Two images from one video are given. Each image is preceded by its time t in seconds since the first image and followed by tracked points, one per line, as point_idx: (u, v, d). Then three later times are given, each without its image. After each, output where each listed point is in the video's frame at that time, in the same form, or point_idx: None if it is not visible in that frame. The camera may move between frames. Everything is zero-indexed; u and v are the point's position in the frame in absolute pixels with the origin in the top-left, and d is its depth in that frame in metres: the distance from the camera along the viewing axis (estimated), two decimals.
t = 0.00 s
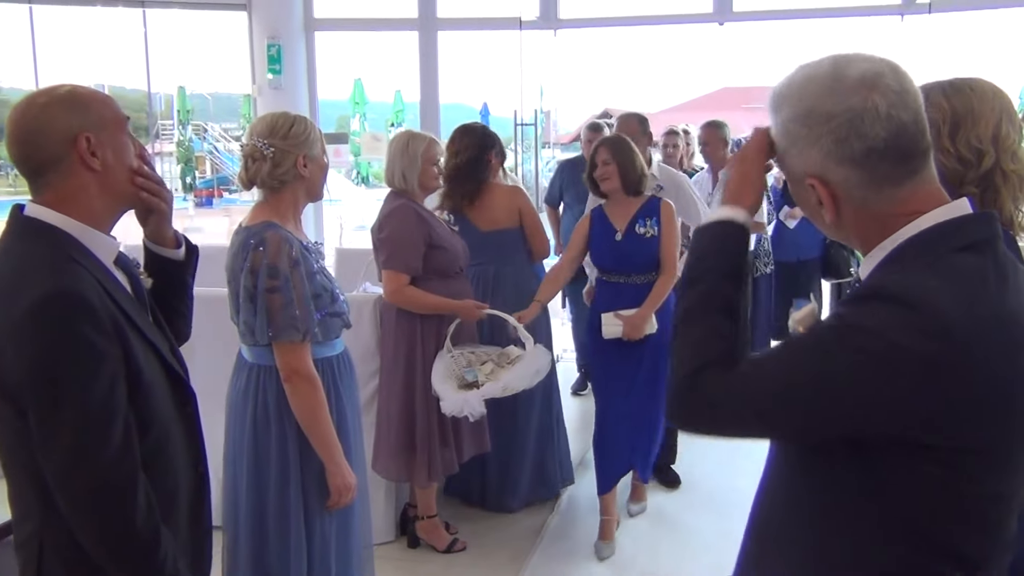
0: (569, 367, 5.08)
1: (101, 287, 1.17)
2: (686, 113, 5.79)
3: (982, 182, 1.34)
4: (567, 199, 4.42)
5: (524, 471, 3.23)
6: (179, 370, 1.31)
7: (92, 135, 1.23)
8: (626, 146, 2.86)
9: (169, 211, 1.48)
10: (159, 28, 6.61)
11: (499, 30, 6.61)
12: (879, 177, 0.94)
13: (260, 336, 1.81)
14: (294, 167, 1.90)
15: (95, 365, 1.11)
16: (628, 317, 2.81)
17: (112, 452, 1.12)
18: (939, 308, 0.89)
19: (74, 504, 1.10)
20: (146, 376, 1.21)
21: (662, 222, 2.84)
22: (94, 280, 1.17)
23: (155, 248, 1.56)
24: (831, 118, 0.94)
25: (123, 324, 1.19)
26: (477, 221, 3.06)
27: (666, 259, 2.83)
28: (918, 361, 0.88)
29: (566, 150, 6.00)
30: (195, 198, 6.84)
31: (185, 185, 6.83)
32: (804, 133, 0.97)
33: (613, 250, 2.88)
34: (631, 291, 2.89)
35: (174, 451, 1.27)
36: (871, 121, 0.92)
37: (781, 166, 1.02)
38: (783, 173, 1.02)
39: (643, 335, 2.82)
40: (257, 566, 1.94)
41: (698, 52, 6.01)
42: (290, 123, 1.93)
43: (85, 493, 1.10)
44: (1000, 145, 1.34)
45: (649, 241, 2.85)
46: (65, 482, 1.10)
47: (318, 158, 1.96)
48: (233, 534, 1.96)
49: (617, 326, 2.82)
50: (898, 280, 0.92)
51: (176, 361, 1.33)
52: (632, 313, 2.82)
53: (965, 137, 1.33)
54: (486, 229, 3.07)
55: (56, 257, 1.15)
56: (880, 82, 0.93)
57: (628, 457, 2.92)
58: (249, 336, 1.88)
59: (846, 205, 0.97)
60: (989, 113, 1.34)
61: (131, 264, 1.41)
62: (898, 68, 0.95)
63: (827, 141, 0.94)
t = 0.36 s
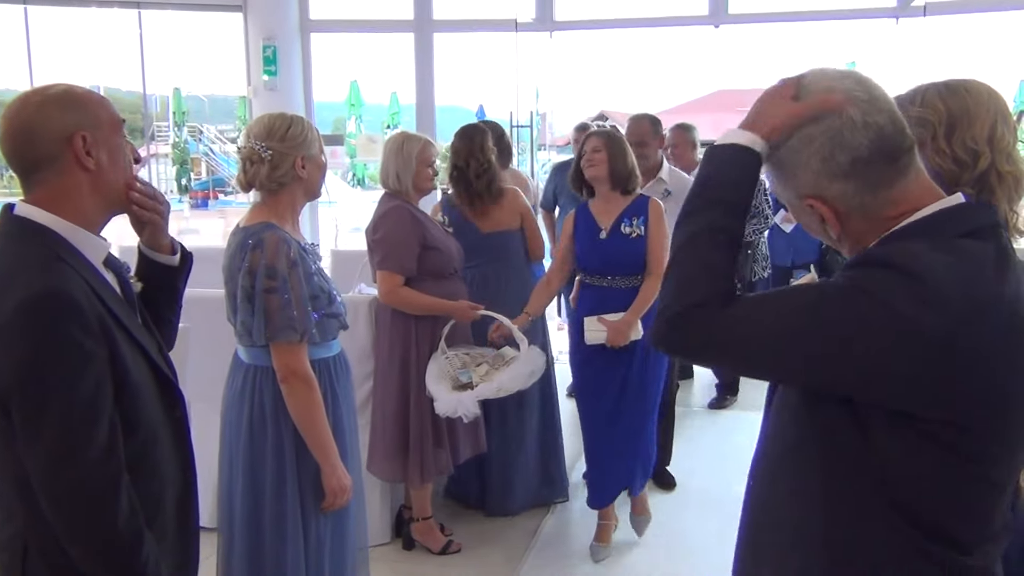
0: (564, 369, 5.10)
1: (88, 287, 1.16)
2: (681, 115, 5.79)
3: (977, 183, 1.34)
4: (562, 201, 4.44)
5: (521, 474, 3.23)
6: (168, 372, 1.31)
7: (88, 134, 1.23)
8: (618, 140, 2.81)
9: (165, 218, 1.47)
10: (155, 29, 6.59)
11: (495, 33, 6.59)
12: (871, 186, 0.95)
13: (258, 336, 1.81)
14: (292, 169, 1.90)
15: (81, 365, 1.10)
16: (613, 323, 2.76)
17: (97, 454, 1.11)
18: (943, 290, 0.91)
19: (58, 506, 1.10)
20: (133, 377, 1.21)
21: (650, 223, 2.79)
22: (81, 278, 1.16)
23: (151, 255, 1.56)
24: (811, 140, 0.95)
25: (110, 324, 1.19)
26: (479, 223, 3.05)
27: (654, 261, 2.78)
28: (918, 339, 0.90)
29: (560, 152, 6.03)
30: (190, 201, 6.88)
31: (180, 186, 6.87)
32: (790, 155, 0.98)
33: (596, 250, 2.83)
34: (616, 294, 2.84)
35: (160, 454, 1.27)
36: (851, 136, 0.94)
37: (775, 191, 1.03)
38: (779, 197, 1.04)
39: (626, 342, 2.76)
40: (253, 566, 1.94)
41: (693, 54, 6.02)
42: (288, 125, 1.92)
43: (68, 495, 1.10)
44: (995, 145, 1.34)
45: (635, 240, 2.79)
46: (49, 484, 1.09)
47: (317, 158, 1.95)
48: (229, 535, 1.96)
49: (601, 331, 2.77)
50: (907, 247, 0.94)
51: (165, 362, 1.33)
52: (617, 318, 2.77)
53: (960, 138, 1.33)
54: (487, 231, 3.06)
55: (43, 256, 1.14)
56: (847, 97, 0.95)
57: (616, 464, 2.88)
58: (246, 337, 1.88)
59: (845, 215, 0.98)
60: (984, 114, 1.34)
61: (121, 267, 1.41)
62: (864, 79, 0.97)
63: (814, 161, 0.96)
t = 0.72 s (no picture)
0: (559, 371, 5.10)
1: (82, 289, 1.16)
2: (676, 118, 5.80)
3: (975, 185, 1.35)
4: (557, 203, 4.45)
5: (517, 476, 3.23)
6: (162, 376, 1.31)
7: (91, 139, 1.23)
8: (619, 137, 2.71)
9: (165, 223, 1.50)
10: (150, 31, 6.61)
11: (490, 35, 6.61)
12: (909, 167, 0.94)
13: (257, 339, 1.82)
14: (299, 184, 1.90)
15: (76, 366, 1.10)
16: (607, 333, 2.65)
17: (91, 457, 1.11)
18: (959, 297, 0.91)
19: (53, 508, 1.10)
20: (128, 380, 1.21)
21: (643, 227, 2.66)
22: (75, 279, 1.16)
23: (140, 258, 1.56)
24: (857, 112, 0.94)
25: (105, 327, 1.18)
26: (483, 222, 3.04)
27: (649, 266, 2.65)
28: (917, 348, 0.90)
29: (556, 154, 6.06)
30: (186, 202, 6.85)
31: (175, 188, 6.83)
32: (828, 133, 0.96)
33: (587, 255, 2.73)
34: (611, 302, 2.73)
35: (155, 457, 1.27)
36: (898, 113, 0.93)
37: (798, 174, 1.00)
38: (800, 182, 1.01)
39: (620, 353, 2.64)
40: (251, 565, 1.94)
41: (688, 57, 6.03)
42: (300, 138, 1.91)
43: (63, 497, 1.09)
44: (993, 147, 1.35)
45: (626, 245, 2.67)
46: (44, 486, 1.09)
47: (325, 170, 1.95)
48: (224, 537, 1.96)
49: (593, 341, 2.67)
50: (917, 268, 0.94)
51: (159, 365, 1.32)
52: (613, 328, 2.65)
53: (959, 140, 1.34)
54: (491, 230, 3.05)
55: (38, 258, 1.14)
56: (895, 79, 0.95)
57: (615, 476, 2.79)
58: (243, 338, 1.88)
59: (877, 200, 0.96)
60: (983, 116, 1.34)
61: (116, 269, 1.41)
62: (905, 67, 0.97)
63: (858, 138, 0.94)
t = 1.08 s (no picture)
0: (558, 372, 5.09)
1: (77, 289, 1.16)
2: (674, 119, 5.80)
3: (974, 186, 1.36)
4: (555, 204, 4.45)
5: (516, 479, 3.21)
6: (158, 376, 1.30)
7: (93, 149, 1.24)
8: (624, 137, 2.66)
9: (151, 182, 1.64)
10: (148, 32, 6.61)
11: (489, 36, 6.61)
12: (921, 154, 0.95)
13: (242, 338, 1.81)
14: (312, 197, 1.91)
15: (72, 365, 1.10)
16: (617, 350, 2.57)
17: (87, 458, 1.11)
18: (932, 302, 0.92)
19: (49, 509, 1.10)
20: (123, 380, 1.21)
21: (653, 234, 2.59)
22: (69, 279, 1.16)
23: (126, 245, 1.61)
24: (876, 95, 0.95)
25: (100, 326, 1.18)
26: (483, 222, 3.04)
27: (660, 273, 2.58)
28: (911, 356, 0.90)
29: (555, 155, 6.06)
30: (185, 203, 6.83)
31: (173, 190, 6.79)
32: (842, 115, 0.96)
33: (594, 265, 2.68)
34: (622, 313, 2.67)
35: (151, 456, 1.26)
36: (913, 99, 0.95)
37: (810, 159, 0.99)
38: (806, 173, 1.00)
39: (633, 371, 2.57)
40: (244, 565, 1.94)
41: (686, 57, 6.03)
42: (327, 155, 1.93)
43: (61, 498, 1.10)
44: (992, 149, 1.35)
45: (634, 253, 2.61)
46: (41, 487, 1.09)
47: (341, 194, 1.96)
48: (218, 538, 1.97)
49: (603, 358, 2.59)
50: (903, 276, 0.95)
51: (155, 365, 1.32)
52: (622, 344, 2.58)
53: (958, 142, 1.34)
54: (491, 230, 3.06)
55: (33, 258, 1.14)
56: (907, 72, 0.97)
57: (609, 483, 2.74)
58: (230, 335, 1.88)
59: (885, 187, 0.96)
60: (982, 118, 1.34)
61: (111, 269, 1.41)
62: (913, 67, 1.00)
63: (875, 117, 0.94)
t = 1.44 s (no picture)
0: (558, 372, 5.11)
1: (77, 288, 1.17)
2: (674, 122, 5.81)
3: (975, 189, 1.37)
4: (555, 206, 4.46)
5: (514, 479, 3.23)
6: (158, 372, 1.31)
7: (85, 150, 1.24)
8: (596, 137, 2.39)
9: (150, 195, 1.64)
10: (148, 33, 6.61)
11: (488, 37, 6.59)
12: (909, 154, 0.91)
13: (240, 337, 1.80)
14: (329, 205, 1.90)
15: (71, 360, 1.11)
16: (628, 378, 2.33)
17: (88, 454, 1.12)
18: (930, 324, 0.87)
19: (49, 505, 1.10)
20: (123, 375, 1.21)
21: (641, 243, 2.33)
22: (72, 280, 1.17)
23: (135, 246, 1.61)
24: (870, 90, 0.92)
25: (101, 324, 1.19)
26: (483, 222, 3.05)
27: (652, 285, 2.33)
28: (913, 385, 0.85)
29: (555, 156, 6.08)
30: (186, 205, 6.87)
31: (174, 191, 6.80)
32: (837, 103, 0.94)
33: (582, 280, 2.41)
34: (619, 330, 2.40)
35: (150, 450, 1.27)
36: (912, 97, 0.90)
37: (807, 143, 0.98)
38: (808, 157, 0.98)
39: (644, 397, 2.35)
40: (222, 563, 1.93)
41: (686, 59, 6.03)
42: (346, 163, 1.91)
43: (61, 493, 1.10)
44: (992, 153, 1.37)
45: (622, 265, 2.35)
46: (41, 482, 1.10)
47: (358, 204, 1.94)
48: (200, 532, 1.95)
49: (614, 390, 2.34)
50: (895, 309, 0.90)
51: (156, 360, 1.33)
52: (631, 371, 2.35)
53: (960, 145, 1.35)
54: (490, 228, 3.06)
55: (33, 259, 1.15)
56: (920, 68, 0.92)
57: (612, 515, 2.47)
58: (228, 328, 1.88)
59: (871, 182, 0.93)
60: (983, 122, 1.36)
61: (112, 266, 1.42)
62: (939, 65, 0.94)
63: (866, 112, 0.91)
